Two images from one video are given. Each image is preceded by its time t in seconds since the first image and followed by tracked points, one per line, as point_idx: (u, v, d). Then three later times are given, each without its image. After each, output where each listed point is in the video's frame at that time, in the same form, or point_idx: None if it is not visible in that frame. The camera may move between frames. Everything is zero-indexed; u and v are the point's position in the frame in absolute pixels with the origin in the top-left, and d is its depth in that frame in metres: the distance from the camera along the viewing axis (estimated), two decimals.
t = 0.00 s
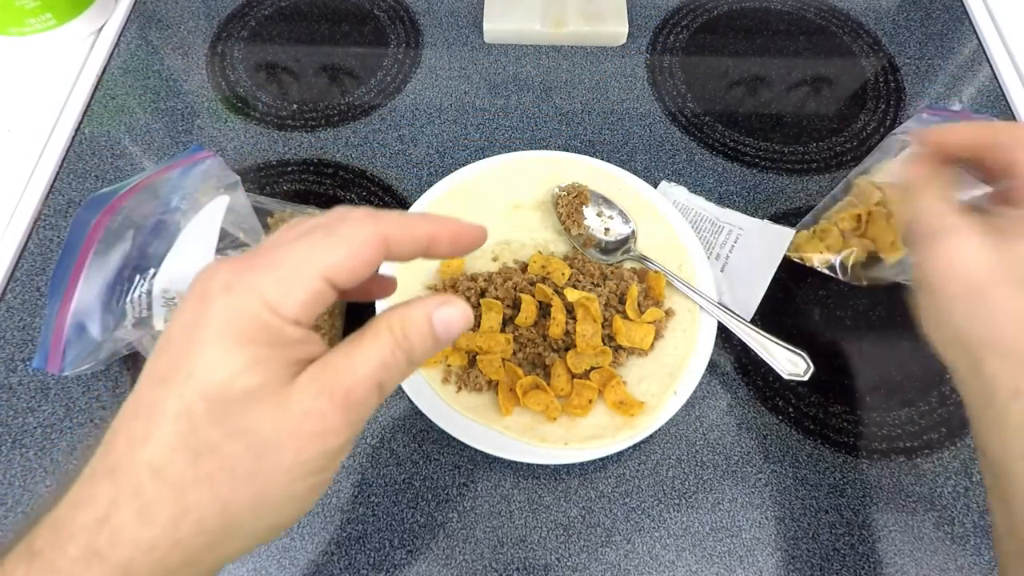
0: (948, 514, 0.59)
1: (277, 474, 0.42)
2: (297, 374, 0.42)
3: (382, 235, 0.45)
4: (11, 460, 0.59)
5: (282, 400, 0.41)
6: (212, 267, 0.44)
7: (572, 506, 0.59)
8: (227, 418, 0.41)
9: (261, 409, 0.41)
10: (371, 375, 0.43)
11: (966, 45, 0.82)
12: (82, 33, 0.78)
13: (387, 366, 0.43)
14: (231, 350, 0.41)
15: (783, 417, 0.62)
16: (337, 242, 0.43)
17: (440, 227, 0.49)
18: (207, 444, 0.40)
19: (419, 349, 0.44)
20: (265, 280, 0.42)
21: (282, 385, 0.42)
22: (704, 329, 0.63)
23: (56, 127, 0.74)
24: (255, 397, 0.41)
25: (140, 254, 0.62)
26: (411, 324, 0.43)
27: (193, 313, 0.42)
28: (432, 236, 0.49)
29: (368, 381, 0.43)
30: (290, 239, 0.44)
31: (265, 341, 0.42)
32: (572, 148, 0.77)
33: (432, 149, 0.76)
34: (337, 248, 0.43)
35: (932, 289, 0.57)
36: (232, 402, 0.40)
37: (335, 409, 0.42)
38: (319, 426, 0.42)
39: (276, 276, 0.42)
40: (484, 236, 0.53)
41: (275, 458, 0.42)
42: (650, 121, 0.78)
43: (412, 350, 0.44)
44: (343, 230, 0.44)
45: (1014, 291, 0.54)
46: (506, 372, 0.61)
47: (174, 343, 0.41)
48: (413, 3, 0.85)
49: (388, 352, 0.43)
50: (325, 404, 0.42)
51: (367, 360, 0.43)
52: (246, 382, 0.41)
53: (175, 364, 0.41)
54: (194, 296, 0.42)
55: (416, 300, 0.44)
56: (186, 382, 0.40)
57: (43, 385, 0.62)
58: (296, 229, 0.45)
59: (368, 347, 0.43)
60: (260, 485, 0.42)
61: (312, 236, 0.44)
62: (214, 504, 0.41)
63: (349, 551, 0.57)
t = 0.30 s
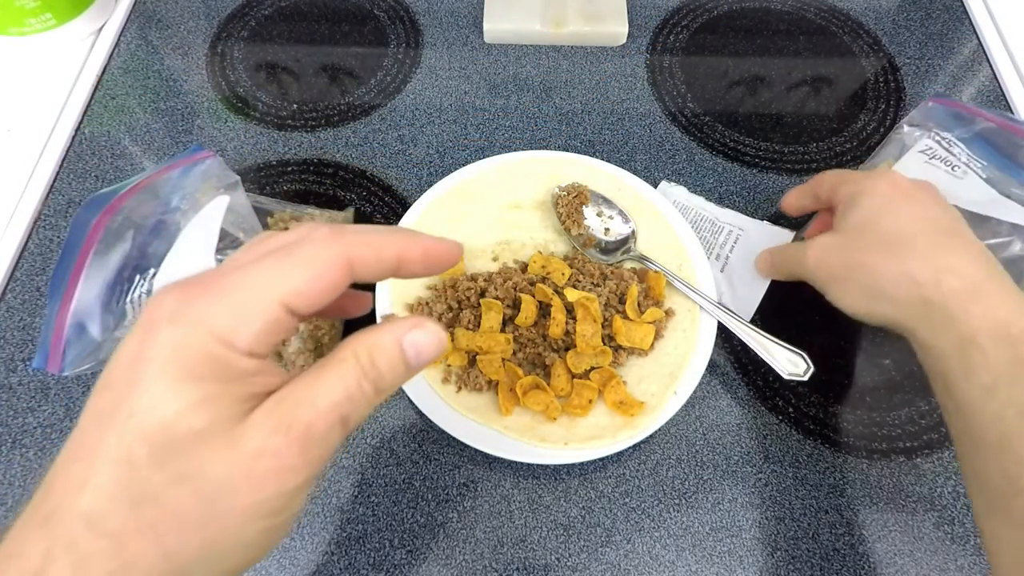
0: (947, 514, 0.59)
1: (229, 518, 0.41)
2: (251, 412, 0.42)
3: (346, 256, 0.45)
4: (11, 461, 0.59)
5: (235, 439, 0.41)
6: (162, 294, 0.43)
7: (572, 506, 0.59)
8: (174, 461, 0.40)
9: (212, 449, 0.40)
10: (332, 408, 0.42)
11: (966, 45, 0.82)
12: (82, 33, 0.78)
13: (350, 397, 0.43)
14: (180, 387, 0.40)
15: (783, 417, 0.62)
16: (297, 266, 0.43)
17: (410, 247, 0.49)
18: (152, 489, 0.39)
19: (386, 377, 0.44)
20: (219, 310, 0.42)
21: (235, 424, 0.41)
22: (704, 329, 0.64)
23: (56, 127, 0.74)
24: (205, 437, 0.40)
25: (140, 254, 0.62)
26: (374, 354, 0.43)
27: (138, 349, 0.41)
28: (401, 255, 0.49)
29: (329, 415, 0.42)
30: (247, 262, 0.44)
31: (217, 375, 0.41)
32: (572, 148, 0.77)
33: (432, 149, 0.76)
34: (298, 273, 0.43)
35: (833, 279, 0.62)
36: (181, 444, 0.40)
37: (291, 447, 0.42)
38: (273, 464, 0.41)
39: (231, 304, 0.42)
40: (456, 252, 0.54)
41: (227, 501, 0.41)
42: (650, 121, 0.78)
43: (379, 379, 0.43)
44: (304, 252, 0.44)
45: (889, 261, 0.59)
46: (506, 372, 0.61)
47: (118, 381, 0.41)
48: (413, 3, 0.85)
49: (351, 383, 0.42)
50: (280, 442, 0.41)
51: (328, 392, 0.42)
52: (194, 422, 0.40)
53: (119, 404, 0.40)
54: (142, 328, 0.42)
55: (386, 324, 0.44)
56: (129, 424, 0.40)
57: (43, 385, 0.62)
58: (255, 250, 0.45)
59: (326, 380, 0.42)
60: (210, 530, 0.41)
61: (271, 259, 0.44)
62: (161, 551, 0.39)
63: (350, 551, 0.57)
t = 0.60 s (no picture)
0: (947, 514, 0.59)
1: (203, 545, 0.41)
2: (227, 437, 0.42)
3: (323, 276, 0.44)
4: (10, 461, 0.59)
5: (210, 466, 0.40)
6: (133, 318, 0.43)
7: (572, 506, 0.59)
8: (146, 489, 0.40)
9: (186, 478, 0.40)
10: (310, 432, 0.42)
11: (966, 45, 0.82)
12: (82, 33, 0.78)
13: (329, 419, 0.42)
14: (153, 413, 0.40)
15: (783, 417, 0.62)
16: (271, 287, 0.43)
17: (389, 265, 0.48)
18: (124, 518, 0.39)
19: (366, 398, 0.43)
20: (191, 333, 0.41)
21: (210, 450, 0.41)
22: (704, 329, 0.64)
23: (56, 127, 0.74)
24: (179, 464, 0.40)
25: (140, 254, 0.62)
26: (354, 376, 0.42)
27: (110, 375, 0.41)
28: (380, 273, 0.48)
29: (306, 439, 0.42)
30: (220, 284, 0.43)
31: (191, 401, 0.41)
32: (572, 148, 0.77)
33: (431, 148, 0.76)
34: (272, 294, 0.43)
35: (804, 261, 0.63)
36: (154, 473, 0.40)
37: (267, 472, 0.41)
38: (249, 490, 0.41)
39: (205, 327, 0.42)
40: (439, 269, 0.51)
41: (201, 529, 0.40)
42: (650, 121, 0.78)
43: (358, 400, 0.43)
44: (278, 274, 0.43)
45: (850, 238, 0.60)
46: (506, 372, 0.61)
47: (91, 408, 0.40)
48: (413, 3, 0.85)
49: (329, 404, 0.42)
50: (256, 468, 0.41)
51: (307, 415, 0.42)
52: (166, 450, 0.40)
53: (91, 431, 0.40)
54: (113, 353, 0.42)
55: (365, 343, 0.43)
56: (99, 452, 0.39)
57: (43, 385, 0.62)
58: (227, 271, 0.45)
59: (304, 403, 0.42)
60: (184, 559, 0.40)
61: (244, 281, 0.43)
62: None
63: (350, 551, 0.57)
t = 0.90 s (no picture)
0: (948, 514, 0.59)
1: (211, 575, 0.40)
2: (235, 465, 0.41)
3: (333, 304, 0.44)
4: (10, 461, 0.59)
5: (216, 495, 0.40)
6: (143, 345, 0.42)
7: (572, 506, 0.59)
8: (154, 519, 0.39)
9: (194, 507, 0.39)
10: (318, 459, 0.41)
11: (966, 45, 0.82)
12: (82, 33, 0.78)
13: (337, 446, 0.42)
14: (161, 443, 0.40)
15: (783, 417, 0.62)
16: (283, 315, 0.42)
17: (397, 290, 0.48)
18: (131, 548, 0.39)
19: (374, 426, 0.43)
20: (202, 360, 0.41)
21: (216, 480, 0.40)
22: (704, 329, 0.64)
23: (56, 127, 0.74)
24: (186, 495, 0.40)
25: (140, 254, 0.62)
26: (362, 404, 0.42)
27: (121, 402, 0.40)
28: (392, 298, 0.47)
29: (315, 466, 0.41)
30: (231, 310, 0.42)
31: (200, 430, 0.41)
32: (572, 147, 0.77)
33: (431, 148, 0.76)
34: (285, 322, 0.42)
35: (856, 255, 0.64)
36: (162, 503, 0.39)
37: (276, 501, 0.41)
38: (257, 519, 0.40)
39: (215, 356, 0.41)
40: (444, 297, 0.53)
41: (208, 560, 0.40)
42: (650, 121, 0.78)
43: (366, 428, 0.43)
44: (290, 301, 0.43)
45: (913, 241, 0.61)
46: (506, 372, 0.61)
47: (102, 434, 0.40)
48: (413, 3, 0.85)
49: (338, 431, 0.42)
50: (264, 496, 0.41)
51: (314, 443, 0.41)
52: (175, 480, 0.40)
53: (99, 461, 0.40)
54: (124, 381, 0.41)
55: (373, 370, 0.43)
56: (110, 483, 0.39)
57: (43, 385, 0.62)
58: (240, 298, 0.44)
59: (312, 432, 0.41)
60: None
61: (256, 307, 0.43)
62: None
63: (350, 551, 0.57)
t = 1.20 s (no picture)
0: (947, 514, 0.59)
1: None
2: (209, 505, 0.41)
3: (311, 339, 0.44)
4: (10, 461, 0.59)
5: (192, 533, 0.39)
6: (118, 382, 0.42)
7: (572, 506, 0.59)
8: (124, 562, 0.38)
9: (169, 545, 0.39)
10: (296, 494, 0.41)
11: (966, 45, 0.82)
12: (82, 33, 0.78)
13: (315, 481, 0.41)
14: (134, 484, 0.39)
15: (783, 417, 0.62)
16: (262, 352, 0.42)
17: (377, 324, 0.47)
18: None
19: (353, 459, 0.42)
20: (178, 399, 0.41)
21: (193, 518, 0.40)
22: (704, 329, 0.64)
23: (56, 127, 0.74)
24: (160, 535, 0.39)
25: (140, 254, 0.62)
26: (341, 438, 0.42)
27: (93, 443, 0.40)
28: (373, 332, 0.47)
29: (292, 502, 0.41)
30: (209, 347, 0.42)
31: (175, 469, 0.40)
32: (572, 147, 0.77)
33: (431, 148, 0.76)
34: (263, 359, 0.42)
35: (958, 256, 0.64)
36: (133, 545, 0.38)
37: (251, 538, 0.40)
38: (232, 560, 0.40)
39: (192, 394, 0.41)
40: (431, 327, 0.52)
41: None
42: (650, 121, 0.78)
43: (345, 461, 0.42)
44: (269, 338, 0.43)
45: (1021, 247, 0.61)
46: (506, 372, 0.61)
47: (73, 476, 0.39)
48: (413, 3, 0.85)
49: (316, 465, 0.41)
50: (239, 535, 0.40)
51: (291, 478, 0.41)
52: (148, 521, 0.39)
53: (71, 503, 0.39)
54: (96, 420, 0.41)
55: (352, 401, 0.42)
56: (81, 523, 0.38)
57: (43, 385, 0.62)
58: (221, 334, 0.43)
59: (289, 468, 0.41)
60: None
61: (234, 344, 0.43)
62: None
63: (350, 551, 0.57)
